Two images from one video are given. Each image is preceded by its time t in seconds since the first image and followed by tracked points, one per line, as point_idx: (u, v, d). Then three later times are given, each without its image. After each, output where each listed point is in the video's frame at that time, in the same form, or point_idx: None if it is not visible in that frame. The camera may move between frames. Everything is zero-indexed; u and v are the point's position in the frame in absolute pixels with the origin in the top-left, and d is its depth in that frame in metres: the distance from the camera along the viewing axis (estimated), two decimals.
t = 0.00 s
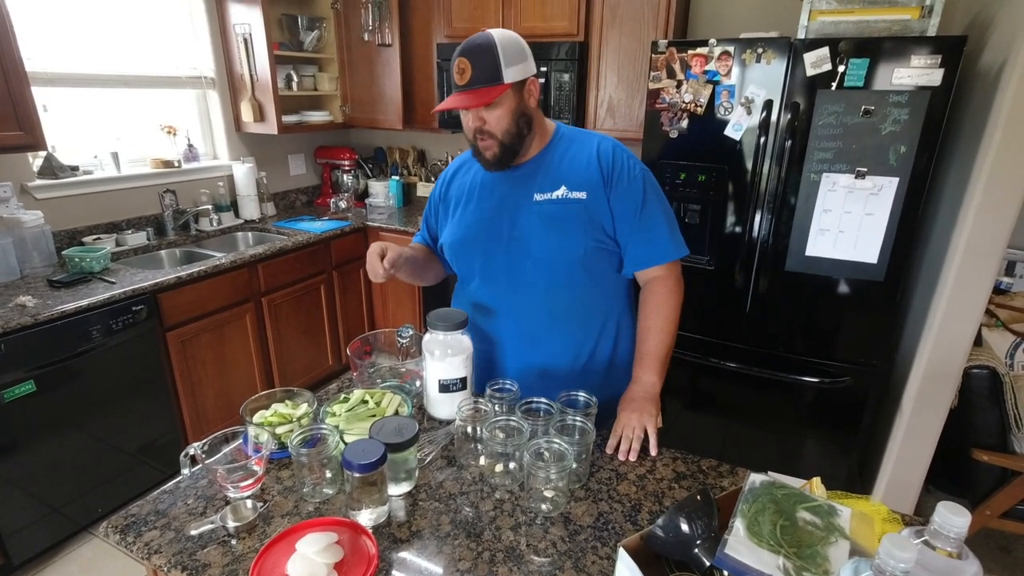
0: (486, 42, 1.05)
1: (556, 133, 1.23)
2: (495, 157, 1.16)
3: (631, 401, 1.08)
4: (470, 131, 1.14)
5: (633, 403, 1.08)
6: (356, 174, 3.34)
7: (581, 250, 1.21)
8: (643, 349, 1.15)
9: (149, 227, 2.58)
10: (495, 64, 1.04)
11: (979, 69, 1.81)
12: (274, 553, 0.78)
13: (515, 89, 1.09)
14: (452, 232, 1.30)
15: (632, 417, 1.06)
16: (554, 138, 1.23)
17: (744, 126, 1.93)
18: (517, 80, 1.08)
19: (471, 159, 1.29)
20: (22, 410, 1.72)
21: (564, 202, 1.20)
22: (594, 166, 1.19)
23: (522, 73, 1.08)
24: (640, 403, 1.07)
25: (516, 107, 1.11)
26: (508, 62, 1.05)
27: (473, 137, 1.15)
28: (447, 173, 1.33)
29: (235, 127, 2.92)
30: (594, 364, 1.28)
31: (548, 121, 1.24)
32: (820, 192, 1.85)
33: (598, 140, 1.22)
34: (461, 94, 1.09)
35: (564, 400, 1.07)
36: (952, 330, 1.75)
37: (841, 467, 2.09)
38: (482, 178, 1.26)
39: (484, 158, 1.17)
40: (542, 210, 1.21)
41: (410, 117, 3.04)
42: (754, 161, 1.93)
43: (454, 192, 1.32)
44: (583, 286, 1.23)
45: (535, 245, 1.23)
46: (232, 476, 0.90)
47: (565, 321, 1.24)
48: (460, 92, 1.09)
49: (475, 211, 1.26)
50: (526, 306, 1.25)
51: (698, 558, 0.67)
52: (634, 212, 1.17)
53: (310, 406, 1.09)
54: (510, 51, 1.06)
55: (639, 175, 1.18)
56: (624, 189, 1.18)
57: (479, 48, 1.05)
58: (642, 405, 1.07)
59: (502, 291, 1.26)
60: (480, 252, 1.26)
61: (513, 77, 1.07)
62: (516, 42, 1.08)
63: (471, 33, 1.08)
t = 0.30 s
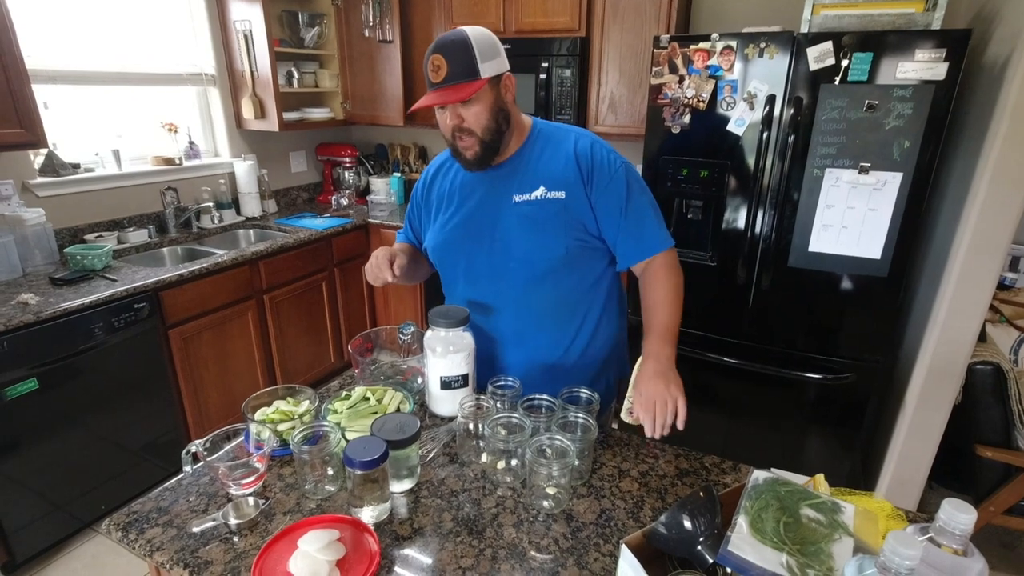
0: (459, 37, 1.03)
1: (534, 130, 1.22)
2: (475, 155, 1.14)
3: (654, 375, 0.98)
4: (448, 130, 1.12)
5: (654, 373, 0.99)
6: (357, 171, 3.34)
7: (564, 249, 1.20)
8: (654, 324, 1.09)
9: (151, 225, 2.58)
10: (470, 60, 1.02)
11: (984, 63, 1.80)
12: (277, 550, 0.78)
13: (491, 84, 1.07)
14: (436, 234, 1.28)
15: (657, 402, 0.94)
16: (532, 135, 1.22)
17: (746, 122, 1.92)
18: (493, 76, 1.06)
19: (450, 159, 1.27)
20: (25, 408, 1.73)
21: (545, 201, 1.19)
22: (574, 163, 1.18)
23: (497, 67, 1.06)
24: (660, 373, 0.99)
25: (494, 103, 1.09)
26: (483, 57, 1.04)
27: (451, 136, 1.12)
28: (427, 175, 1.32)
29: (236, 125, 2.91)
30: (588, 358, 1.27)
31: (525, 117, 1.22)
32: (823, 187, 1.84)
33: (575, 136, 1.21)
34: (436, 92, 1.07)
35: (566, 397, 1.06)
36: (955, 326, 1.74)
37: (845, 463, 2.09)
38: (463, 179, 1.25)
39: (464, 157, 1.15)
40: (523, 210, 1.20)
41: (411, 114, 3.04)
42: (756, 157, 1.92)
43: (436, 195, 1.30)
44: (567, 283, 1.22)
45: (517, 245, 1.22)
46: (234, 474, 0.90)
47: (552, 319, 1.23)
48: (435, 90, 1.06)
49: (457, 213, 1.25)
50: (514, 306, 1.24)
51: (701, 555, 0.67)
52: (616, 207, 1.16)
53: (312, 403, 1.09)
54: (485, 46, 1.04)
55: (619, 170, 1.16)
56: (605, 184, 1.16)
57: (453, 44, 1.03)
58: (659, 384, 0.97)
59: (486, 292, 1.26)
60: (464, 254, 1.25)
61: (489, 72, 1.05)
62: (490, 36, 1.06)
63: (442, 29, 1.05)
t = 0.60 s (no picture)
0: (467, 40, 0.96)
1: (540, 141, 1.15)
2: (486, 166, 1.10)
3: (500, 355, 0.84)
4: (458, 139, 1.07)
5: (500, 357, 0.83)
6: (358, 167, 3.34)
7: (554, 269, 1.15)
8: (561, 327, 0.90)
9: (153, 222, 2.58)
10: (480, 66, 0.96)
11: (988, 57, 1.79)
12: (279, 547, 0.78)
13: (503, 90, 1.02)
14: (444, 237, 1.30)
15: (478, 384, 0.80)
16: (541, 143, 1.15)
17: (749, 117, 1.90)
18: (504, 82, 1.00)
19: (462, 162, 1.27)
20: (28, 405, 1.73)
21: (536, 219, 1.13)
22: (566, 181, 1.10)
23: (509, 72, 1.00)
24: (508, 359, 0.83)
25: (506, 110, 1.04)
26: (494, 62, 0.98)
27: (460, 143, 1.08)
28: (442, 176, 1.33)
29: (236, 121, 2.91)
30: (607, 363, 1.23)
31: (536, 122, 1.16)
32: (826, 183, 1.84)
33: (580, 147, 1.13)
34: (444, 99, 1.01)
35: (568, 394, 1.06)
36: (959, 322, 1.74)
37: (847, 460, 2.08)
38: (472, 184, 1.25)
39: (474, 166, 1.11)
40: (513, 228, 1.16)
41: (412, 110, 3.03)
42: (759, 153, 1.91)
43: (447, 198, 1.31)
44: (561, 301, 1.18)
45: (508, 262, 1.19)
46: (236, 471, 0.90)
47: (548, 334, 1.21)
48: (443, 98, 1.00)
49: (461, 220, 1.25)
50: (512, 317, 1.23)
51: (704, 552, 0.66)
52: (598, 231, 1.03)
53: (313, 400, 1.09)
54: (495, 49, 0.98)
55: (606, 187, 1.04)
56: (587, 202, 1.06)
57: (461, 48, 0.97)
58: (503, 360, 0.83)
59: (486, 299, 1.27)
60: (466, 260, 1.27)
61: (499, 78, 0.99)
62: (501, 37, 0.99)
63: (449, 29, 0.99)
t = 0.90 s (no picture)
0: (479, 49, 0.95)
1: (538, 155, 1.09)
2: (493, 177, 1.07)
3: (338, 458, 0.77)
4: (466, 147, 1.05)
5: (333, 465, 0.76)
6: (359, 166, 3.34)
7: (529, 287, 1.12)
8: (410, 400, 0.80)
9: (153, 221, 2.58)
10: (492, 74, 0.94)
11: (990, 54, 1.78)
12: (279, 545, 0.78)
13: (515, 101, 0.99)
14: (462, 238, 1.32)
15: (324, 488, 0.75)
16: (546, 157, 1.09)
17: (750, 115, 1.90)
18: (516, 92, 0.97)
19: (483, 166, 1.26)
20: (29, 404, 1.73)
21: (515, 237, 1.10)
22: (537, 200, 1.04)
23: (523, 82, 0.97)
24: (333, 470, 0.76)
25: (516, 121, 1.01)
26: (506, 72, 0.95)
27: (469, 152, 1.06)
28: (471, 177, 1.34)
29: (237, 120, 2.91)
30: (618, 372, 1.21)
31: (547, 132, 1.10)
32: (828, 181, 1.83)
33: (571, 166, 1.04)
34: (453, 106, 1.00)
35: (569, 392, 1.06)
36: (961, 319, 1.73)
37: (849, 457, 2.08)
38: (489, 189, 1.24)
39: (481, 175, 1.09)
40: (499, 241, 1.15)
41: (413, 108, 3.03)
42: (760, 150, 1.91)
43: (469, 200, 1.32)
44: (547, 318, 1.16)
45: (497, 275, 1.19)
46: (237, 469, 0.90)
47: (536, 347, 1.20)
48: (452, 103, 0.99)
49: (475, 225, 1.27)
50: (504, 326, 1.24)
51: (705, 550, 0.67)
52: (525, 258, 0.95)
53: (314, 398, 1.09)
54: (508, 58, 0.95)
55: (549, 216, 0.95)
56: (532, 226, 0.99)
57: (472, 57, 0.95)
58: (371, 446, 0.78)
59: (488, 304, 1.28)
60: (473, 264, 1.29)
61: (512, 88, 0.96)
62: (517, 46, 0.97)
63: (464, 35, 0.98)
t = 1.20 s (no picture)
0: (462, 53, 0.94)
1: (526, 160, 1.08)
2: (480, 181, 1.06)
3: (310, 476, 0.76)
4: (453, 151, 1.05)
5: (308, 483, 0.75)
6: (359, 165, 3.34)
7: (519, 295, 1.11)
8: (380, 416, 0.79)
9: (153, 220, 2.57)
10: (476, 78, 0.94)
11: (991, 52, 1.78)
12: (279, 545, 0.78)
13: (500, 104, 0.98)
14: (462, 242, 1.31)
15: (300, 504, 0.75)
16: (533, 161, 1.07)
17: (750, 113, 1.90)
18: (501, 96, 0.97)
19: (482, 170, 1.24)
20: (29, 403, 1.73)
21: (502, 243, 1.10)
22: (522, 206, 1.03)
23: (508, 86, 0.97)
24: (305, 489, 0.75)
25: (502, 125, 1.00)
26: (491, 76, 0.94)
27: (457, 156, 1.06)
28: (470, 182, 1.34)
29: (237, 119, 2.90)
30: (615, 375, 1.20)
31: (539, 138, 1.09)
32: (828, 179, 1.83)
33: (559, 172, 1.03)
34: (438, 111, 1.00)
35: (569, 391, 1.06)
36: (962, 318, 1.73)
37: (849, 456, 2.08)
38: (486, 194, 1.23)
39: (469, 180, 1.08)
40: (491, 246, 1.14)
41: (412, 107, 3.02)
42: (760, 149, 1.90)
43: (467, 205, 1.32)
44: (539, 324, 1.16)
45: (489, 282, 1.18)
46: (237, 468, 0.90)
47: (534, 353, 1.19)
48: (438, 108, 0.99)
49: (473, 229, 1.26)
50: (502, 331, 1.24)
51: (706, 549, 0.66)
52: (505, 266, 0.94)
53: (314, 397, 1.09)
54: (492, 62, 0.95)
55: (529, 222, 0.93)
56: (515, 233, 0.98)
57: (456, 60, 0.95)
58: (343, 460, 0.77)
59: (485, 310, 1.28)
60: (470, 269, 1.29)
61: (496, 92, 0.96)
62: (503, 50, 0.96)
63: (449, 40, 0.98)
